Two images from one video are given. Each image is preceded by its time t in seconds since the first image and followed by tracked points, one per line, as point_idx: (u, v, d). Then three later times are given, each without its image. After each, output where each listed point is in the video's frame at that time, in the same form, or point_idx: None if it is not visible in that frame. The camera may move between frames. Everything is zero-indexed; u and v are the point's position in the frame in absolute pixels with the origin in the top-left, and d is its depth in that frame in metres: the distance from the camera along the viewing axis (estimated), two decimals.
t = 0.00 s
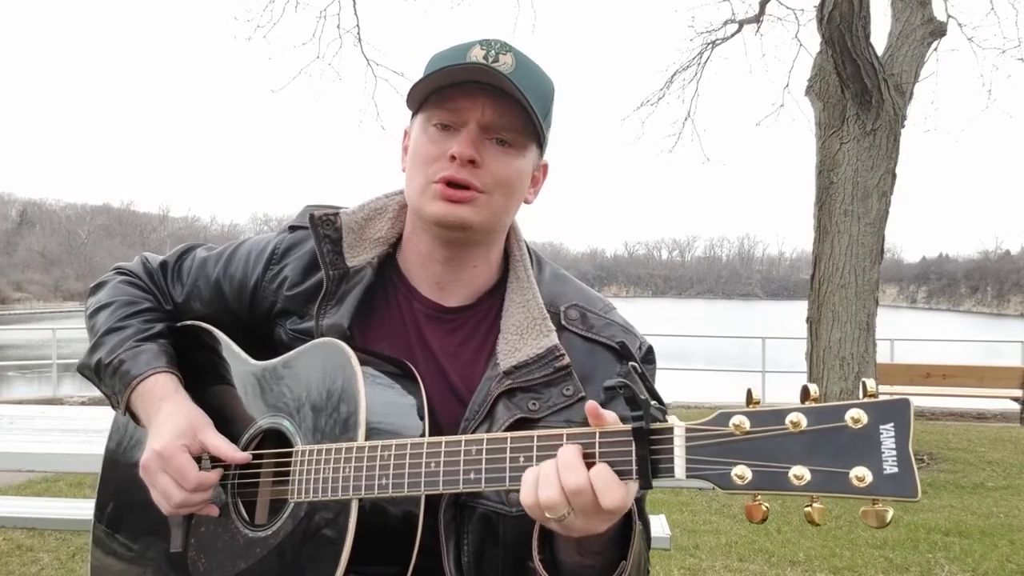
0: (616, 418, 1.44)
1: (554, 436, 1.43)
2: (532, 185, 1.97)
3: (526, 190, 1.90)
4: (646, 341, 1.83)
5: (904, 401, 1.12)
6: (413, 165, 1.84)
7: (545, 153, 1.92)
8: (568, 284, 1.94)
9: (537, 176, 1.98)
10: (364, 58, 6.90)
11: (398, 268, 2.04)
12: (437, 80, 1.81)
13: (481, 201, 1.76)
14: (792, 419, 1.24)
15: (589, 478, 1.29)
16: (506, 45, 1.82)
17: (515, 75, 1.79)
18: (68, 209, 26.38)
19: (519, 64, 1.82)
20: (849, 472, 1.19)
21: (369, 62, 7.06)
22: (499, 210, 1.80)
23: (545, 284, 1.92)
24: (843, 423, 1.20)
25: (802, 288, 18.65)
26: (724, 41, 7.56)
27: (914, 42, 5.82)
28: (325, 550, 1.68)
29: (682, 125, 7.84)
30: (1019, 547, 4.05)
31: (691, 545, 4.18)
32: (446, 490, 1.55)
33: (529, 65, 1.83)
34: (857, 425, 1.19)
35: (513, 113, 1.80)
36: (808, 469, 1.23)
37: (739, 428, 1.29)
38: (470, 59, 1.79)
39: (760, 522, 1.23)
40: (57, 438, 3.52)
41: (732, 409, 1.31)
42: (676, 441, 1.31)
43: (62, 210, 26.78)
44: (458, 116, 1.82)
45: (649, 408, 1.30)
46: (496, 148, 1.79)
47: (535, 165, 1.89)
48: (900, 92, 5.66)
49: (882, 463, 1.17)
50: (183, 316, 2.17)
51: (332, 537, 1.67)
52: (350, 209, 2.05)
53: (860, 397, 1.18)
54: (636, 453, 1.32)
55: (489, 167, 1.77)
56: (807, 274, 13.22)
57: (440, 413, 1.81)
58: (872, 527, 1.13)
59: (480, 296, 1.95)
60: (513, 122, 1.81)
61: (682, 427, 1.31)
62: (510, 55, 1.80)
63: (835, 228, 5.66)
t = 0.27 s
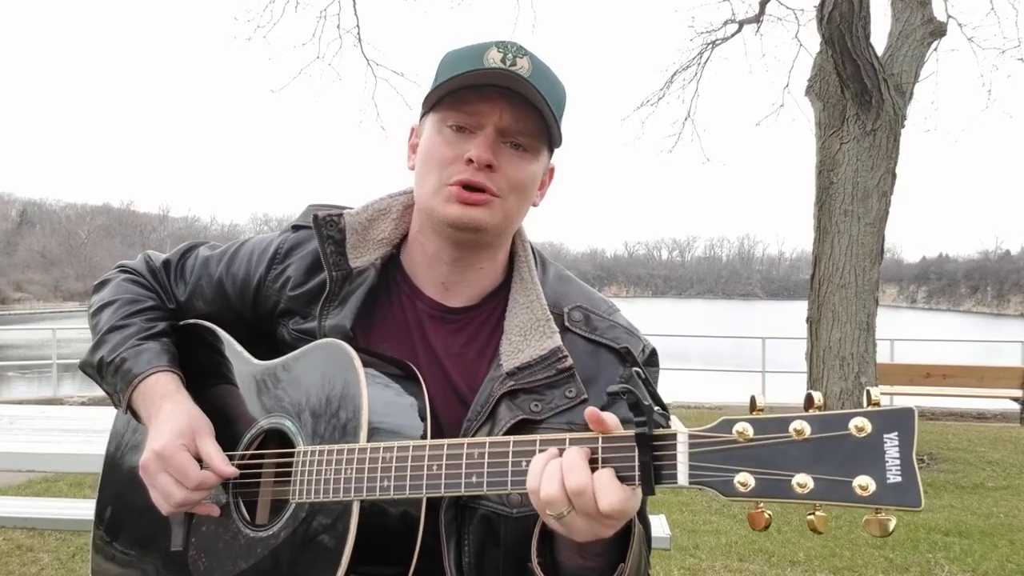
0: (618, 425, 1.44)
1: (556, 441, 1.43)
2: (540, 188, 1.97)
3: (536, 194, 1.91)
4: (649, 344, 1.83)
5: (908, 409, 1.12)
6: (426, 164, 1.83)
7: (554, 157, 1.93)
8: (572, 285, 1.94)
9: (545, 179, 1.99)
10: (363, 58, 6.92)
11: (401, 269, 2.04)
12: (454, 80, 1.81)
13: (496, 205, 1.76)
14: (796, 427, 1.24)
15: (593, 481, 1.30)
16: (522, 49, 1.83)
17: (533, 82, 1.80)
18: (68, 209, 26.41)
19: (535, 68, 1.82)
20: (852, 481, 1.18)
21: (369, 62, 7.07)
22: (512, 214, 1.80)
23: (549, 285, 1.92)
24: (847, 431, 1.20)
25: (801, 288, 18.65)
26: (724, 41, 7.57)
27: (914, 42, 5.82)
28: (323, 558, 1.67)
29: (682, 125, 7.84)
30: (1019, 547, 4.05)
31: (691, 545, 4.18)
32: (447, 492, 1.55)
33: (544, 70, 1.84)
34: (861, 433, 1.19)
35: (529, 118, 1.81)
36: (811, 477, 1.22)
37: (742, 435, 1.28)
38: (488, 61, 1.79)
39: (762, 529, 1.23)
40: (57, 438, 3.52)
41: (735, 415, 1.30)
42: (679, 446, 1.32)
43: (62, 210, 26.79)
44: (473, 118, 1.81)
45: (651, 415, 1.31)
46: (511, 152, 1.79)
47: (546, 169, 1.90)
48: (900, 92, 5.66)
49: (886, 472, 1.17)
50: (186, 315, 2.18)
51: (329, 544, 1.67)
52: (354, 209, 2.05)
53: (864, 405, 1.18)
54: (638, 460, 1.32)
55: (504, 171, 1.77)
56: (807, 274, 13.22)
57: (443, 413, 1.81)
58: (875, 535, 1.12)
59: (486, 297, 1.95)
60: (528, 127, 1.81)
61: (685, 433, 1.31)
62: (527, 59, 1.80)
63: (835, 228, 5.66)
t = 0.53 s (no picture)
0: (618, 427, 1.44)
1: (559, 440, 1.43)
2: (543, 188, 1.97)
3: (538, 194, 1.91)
4: (651, 345, 1.84)
5: (912, 412, 1.13)
6: (428, 163, 1.84)
7: (556, 157, 1.93)
8: (574, 285, 1.95)
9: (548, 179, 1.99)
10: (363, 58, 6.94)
11: (403, 268, 2.04)
12: (456, 80, 1.81)
13: (496, 204, 1.77)
14: (799, 428, 1.25)
15: (594, 480, 1.30)
16: (525, 49, 1.83)
17: (535, 81, 1.80)
18: (67, 209, 26.42)
19: (538, 69, 1.82)
20: (855, 482, 1.19)
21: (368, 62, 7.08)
22: (513, 213, 1.81)
23: (551, 285, 1.93)
24: (850, 433, 1.21)
25: (801, 288, 18.65)
26: (724, 41, 7.58)
27: (914, 42, 5.82)
28: (315, 564, 1.69)
29: (682, 125, 7.85)
30: (1019, 547, 4.06)
31: (691, 545, 4.18)
32: (449, 492, 1.55)
33: (547, 70, 1.84)
34: (864, 435, 1.19)
35: (531, 118, 1.81)
36: (814, 478, 1.23)
37: (746, 437, 1.29)
38: (491, 61, 1.79)
39: (765, 530, 1.23)
40: (57, 437, 3.52)
41: (738, 416, 1.31)
42: (683, 447, 1.32)
43: (62, 210, 26.80)
44: (475, 117, 1.82)
45: (655, 415, 1.32)
46: (513, 151, 1.79)
47: (548, 169, 1.90)
48: (900, 92, 5.66)
49: (889, 473, 1.17)
50: (187, 314, 2.18)
51: (320, 551, 1.68)
52: (358, 210, 2.06)
53: (868, 407, 1.19)
54: (642, 460, 1.32)
55: (505, 170, 1.78)
56: (807, 274, 13.22)
57: (445, 413, 1.82)
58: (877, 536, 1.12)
59: (487, 297, 1.96)
60: (530, 126, 1.81)
61: (688, 434, 1.31)
62: (529, 58, 1.80)
63: (835, 228, 5.66)
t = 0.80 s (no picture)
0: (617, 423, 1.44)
1: (558, 436, 1.43)
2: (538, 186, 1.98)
3: (532, 191, 1.91)
4: (649, 343, 1.84)
5: (909, 404, 1.13)
6: (421, 161, 1.84)
7: (551, 155, 1.93)
8: (571, 284, 1.95)
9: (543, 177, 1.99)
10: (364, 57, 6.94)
11: (401, 268, 2.04)
12: (448, 79, 1.82)
13: (488, 200, 1.77)
14: (797, 422, 1.25)
15: (593, 475, 1.30)
16: (517, 46, 1.83)
17: (525, 77, 1.80)
18: (67, 209, 26.42)
19: (530, 66, 1.83)
20: (853, 475, 1.19)
21: (369, 62, 7.10)
22: (506, 209, 1.80)
23: (549, 284, 1.93)
24: (848, 426, 1.21)
25: (801, 288, 18.66)
26: (724, 41, 7.59)
27: (914, 42, 5.82)
28: (315, 564, 1.69)
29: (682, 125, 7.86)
30: (1018, 547, 4.06)
31: (691, 545, 4.19)
32: (449, 489, 1.55)
33: (539, 67, 1.84)
34: (862, 428, 1.20)
35: (522, 114, 1.81)
36: (812, 471, 1.23)
37: (744, 430, 1.28)
38: (482, 58, 1.80)
39: (763, 524, 1.23)
40: (57, 437, 3.53)
41: (736, 411, 1.31)
42: (681, 442, 1.32)
43: (62, 210, 26.81)
44: (467, 114, 1.82)
45: (653, 409, 1.33)
46: (505, 148, 1.79)
47: (542, 166, 1.90)
48: (900, 92, 5.67)
49: (886, 466, 1.17)
50: (186, 315, 2.18)
51: (320, 551, 1.69)
52: (355, 209, 2.06)
53: (865, 399, 1.19)
54: (640, 454, 1.32)
55: (497, 166, 1.78)
56: (807, 274, 13.23)
57: (444, 412, 1.82)
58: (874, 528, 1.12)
59: (484, 295, 1.96)
60: (522, 123, 1.82)
61: (687, 428, 1.31)
62: (520, 56, 1.81)
63: (835, 228, 5.66)
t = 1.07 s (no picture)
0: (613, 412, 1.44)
1: (555, 427, 1.43)
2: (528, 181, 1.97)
3: (523, 187, 1.90)
4: (643, 338, 1.84)
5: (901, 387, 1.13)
6: (410, 161, 1.84)
7: (540, 150, 1.92)
8: (565, 281, 1.94)
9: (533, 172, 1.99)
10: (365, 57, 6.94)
11: (395, 268, 2.04)
12: (433, 78, 1.81)
13: (478, 197, 1.76)
14: (791, 407, 1.25)
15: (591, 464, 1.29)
16: (501, 43, 1.82)
17: (511, 73, 1.79)
18: (68, 209, 26.42)
19: (515, 62, 1.82)
20: (848, 458, 1.19)
21: (369, 62, 7.10)
22: (497, 206, 1.80)
23: (542, 282, 1.93)
24: (841, 410, 1.20)
25: (802, 288, 18.66)
26: (724, 42, 7.59)
27: (914, 42, 5.82)
28: (313, 563, 1.68)
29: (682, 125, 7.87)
30: (1019, 547, 4.05)
31: (691, 545, 4.18)
32: (447, 484, 1.54)
33: (525, 63, 1.83)
34: (855, 412, 1.19)
35: (509, 111, 1.81)
36: (807, 456, 1.22)
37: (739, 417, 1.28)
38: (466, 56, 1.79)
39: (761, 510, 1.23)
40: (57, 438, 3.52)
41: (731, 398, 1.30)
42: (677, 430, 1.31)
43: (62, 209, 26.82)
44: (454, 113, 1.82)
45: (649, 398, 1.31)
46: (493, 145, 1.79)
47: (532, 161, 1.89)
48: (900, 92, 5.66)
49: (881, 449, 1.17)
50: (181, 318, 2.17)
51: (317, 548, 1.68)
52: (348, 210, 2.06)
53: (859, 382, 1.18)
54: (637, 442, 1.32)
55: (486, 163, 1.77)
56: (807, 274, 13.22)
57: (439, 411, 1.81)
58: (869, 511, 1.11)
59: (478, 294, 1.95)
60: (509, 119, 1.81)
61: (682, 417, 1.31)
62: (506, 52, 1.80)
63: (835, 228, 5.66)
